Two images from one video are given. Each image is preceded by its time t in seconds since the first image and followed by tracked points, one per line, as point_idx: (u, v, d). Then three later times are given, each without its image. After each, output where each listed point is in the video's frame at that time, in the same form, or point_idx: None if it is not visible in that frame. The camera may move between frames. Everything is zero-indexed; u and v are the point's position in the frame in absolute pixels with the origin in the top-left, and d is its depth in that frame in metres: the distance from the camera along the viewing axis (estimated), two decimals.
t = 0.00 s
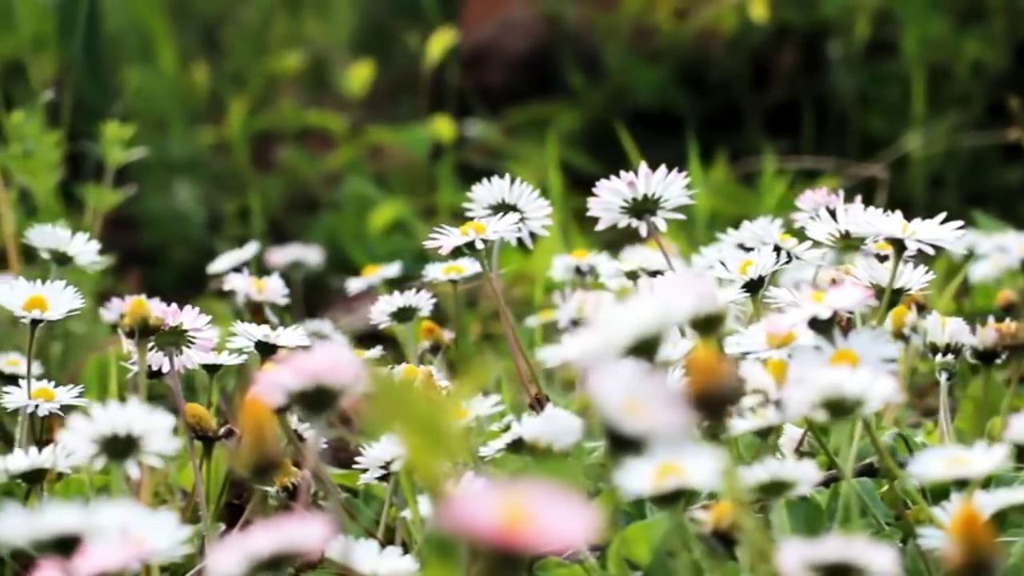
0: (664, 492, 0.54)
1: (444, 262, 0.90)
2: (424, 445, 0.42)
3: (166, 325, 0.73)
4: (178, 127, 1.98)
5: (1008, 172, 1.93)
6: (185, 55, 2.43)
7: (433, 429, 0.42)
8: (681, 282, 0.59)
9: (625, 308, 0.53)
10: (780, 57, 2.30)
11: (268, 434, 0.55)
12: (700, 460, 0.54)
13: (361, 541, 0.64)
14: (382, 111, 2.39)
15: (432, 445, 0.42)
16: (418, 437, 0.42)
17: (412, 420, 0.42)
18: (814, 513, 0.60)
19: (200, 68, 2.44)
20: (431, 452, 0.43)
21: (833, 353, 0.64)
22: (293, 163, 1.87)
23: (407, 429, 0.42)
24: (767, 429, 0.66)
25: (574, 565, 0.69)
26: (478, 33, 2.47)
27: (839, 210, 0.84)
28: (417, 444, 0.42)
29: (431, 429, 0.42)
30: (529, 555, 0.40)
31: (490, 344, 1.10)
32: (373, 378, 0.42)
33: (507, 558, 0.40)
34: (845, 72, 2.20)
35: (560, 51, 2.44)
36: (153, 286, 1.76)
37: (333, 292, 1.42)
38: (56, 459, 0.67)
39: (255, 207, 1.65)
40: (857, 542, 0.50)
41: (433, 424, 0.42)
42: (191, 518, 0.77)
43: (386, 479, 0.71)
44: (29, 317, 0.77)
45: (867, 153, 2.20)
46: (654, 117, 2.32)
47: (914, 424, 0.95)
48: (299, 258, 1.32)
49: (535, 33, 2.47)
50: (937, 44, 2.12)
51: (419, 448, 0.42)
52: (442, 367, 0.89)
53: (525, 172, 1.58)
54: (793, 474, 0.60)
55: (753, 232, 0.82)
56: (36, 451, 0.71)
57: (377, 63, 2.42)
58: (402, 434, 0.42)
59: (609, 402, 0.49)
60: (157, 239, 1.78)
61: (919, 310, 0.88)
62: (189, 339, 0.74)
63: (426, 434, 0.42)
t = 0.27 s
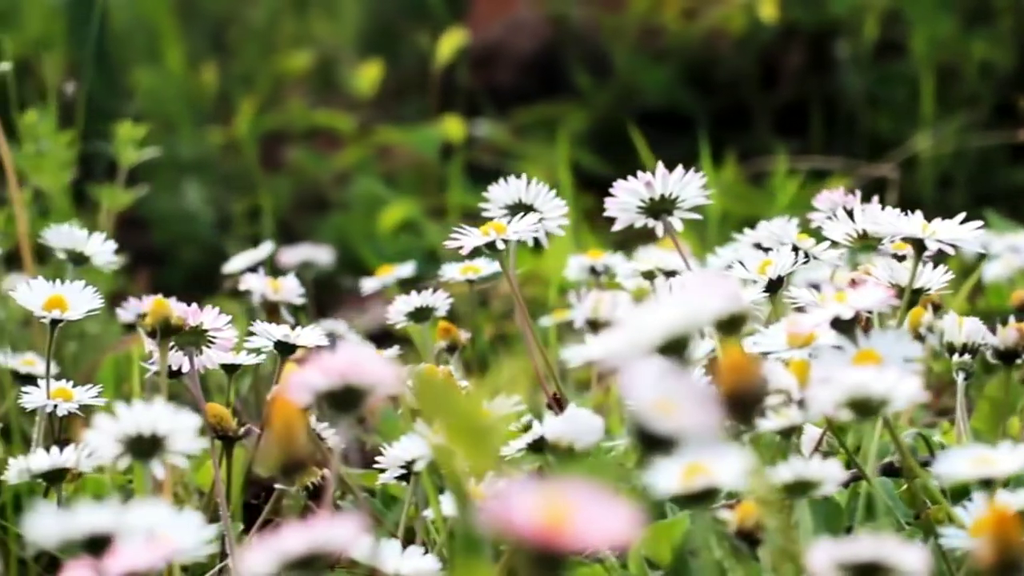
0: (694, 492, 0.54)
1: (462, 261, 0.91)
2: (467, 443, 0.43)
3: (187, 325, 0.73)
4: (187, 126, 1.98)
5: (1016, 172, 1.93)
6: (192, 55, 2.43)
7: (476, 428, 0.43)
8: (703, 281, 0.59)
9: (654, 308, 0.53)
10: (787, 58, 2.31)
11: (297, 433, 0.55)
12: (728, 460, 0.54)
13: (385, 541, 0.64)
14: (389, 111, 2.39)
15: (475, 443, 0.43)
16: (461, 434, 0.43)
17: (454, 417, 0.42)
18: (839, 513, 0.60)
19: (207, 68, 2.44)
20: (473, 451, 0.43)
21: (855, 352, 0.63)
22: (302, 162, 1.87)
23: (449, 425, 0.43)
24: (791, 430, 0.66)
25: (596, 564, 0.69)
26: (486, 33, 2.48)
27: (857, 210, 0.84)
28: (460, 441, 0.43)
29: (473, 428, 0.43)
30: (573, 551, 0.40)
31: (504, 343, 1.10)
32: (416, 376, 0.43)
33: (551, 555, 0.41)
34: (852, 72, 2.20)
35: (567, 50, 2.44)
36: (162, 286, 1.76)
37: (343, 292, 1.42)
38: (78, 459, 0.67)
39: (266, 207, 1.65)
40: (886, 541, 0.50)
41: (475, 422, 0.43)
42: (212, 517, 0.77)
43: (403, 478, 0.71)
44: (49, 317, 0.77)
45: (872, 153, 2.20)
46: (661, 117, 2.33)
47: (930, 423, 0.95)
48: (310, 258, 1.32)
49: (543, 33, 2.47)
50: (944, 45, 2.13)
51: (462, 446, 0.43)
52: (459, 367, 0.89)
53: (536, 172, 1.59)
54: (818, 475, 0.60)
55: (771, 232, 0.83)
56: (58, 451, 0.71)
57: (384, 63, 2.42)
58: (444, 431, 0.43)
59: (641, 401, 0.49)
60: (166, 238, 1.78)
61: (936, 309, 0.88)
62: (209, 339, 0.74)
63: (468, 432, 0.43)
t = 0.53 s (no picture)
0: (713, 491, 0.54)
1: (473, 262, 0.91)
2: (490, 441, 0.48)
3: (201, 325, 0.73)
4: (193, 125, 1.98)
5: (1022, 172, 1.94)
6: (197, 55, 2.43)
7: (500, 428, 0.48)
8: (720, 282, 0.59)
9: (674, 308, 0.53)
10: (793, 58, 2.31)
11: (315, 434, 0.55)
12: (747, 460, 0.54)
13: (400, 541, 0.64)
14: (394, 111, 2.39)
15: (498, 441, 0.48)
16: (485, 432, 0.48)
17: (476, 414, 0.48)
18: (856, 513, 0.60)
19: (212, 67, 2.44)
20: (496, 449, 0.48)
21: (870, 352, 0.63)
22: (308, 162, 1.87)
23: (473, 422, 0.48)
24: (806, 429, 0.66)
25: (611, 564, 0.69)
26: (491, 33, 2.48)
27: (868, 210, 0.84)
28: (484, 439, 0.48)
29: (495, 427, 0.48)
30: (597, 551, 0.40)
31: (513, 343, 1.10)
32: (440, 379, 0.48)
33: (575, 554, 0.41)
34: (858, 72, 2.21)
35: (572, 50, 2.45)
36: (169, 286, 1.76)
37: (350, 292, 1.42)
38: (93, 459, 0.67)
39: (273, 207, 1.65)
40: (905, 540, 0.50)
41: (497, 422, 0.48)
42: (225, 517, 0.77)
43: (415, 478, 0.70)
44: (62, 317, 0.77)
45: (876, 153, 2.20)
46: (666, 117, 2.33)
47: (941, 423, 0.95)
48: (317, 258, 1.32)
49: (548, 33, 2.48)
50: (949, 45, 2.13)
51: (486, 443, 0.48)
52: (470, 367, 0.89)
53: (543, 171, 1.59)
54: (835, 474, 0.60)
55: (783, 232, 0.83)
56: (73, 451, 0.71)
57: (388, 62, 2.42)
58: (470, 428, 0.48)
59: (661, 401, 0.49)
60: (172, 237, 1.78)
61: (946, 309, 0.89)
62: (223, 339, 0.74)
63: (490, 430, 0.48)
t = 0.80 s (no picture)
0: (735, 491, 0.54)
1: (486, 261, 0.91)
2: (525, 445, 0.46)
3: (216, 324, 0.73)
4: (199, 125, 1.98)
5: None
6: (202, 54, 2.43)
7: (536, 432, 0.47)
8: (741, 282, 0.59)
9: (699, 308, 0.53)
10: (799, 58, 2.32)
11: (341, 434, 0.54)
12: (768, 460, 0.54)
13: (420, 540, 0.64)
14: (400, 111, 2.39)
15: (533, 445, 0.46)
16: (521, 435, 0.46)
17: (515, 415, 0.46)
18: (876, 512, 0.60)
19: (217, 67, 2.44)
20: (528, 452, 0.46)
21: (889, 352, 0.63)
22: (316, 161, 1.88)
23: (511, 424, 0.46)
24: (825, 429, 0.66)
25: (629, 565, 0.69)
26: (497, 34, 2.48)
27: (881, 210, 0.84)
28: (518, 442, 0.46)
29: (532, 430, 0.47)
30: (627, 552, 0.40)
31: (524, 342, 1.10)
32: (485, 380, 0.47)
33: (606, 553, 0.41)
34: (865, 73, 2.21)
35: (578, 51, 2.45)
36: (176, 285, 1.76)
37: (358, 292, 1.42)
38: (111, 459, 0.68)
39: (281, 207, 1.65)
40: (931, 539, 0.50)
41: (535, 426, 0.47)
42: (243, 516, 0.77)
43: (431, 478, 0.70)
44: (77, 317, 0.77)
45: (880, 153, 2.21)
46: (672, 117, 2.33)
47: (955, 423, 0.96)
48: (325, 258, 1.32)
49: (554, 33, 2.48)
50: (955, 45, 2.14)
51: (520, 446, 0.46)
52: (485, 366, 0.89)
53: (552, 171, 1.59)
54: (855, 474, 0.60)
55: (797, 232, 0.83)
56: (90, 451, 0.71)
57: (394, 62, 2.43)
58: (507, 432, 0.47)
59: (688, 400, 0.49)
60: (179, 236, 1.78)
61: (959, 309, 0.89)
62: (238, 338, 0.74)
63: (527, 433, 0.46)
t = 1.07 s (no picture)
0: (759, 491, 0.54)
1: (501, 261, 0.91)
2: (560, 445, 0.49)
3: (234, 324, 0.73)
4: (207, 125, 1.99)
5: None
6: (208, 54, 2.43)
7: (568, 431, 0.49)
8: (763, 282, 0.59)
9: (724, 309, 0.53)
10: (805, 58, 2.32)
11: (366, 436, 0.54)
12: (791, 460, 0.54)
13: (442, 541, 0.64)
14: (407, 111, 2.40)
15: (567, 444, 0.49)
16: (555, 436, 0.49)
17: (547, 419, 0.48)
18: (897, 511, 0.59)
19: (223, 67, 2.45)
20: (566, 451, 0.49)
21: (910, 351, 0.63)
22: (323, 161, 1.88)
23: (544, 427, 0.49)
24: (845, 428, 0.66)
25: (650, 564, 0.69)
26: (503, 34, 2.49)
27: (896, 209, 0.84)
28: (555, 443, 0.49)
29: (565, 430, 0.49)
30: (661, 550, 0.40)
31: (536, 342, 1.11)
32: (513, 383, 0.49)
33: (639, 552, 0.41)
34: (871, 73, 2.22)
35: (584, 51, 2.45)
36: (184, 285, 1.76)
37: (367, 292, 1.42)
38: (131, 459, 0.67)
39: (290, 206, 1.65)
40: (955, 539, 0.50)
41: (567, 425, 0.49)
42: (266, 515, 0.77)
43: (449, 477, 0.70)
44: (94, 317, 0.77)
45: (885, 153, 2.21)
46: (677, 117, 2.33)
47: (969, 423, 0.96)
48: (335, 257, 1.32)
49: (560, 33, 2.48)
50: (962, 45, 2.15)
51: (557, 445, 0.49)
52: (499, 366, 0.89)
53: (561, 170, 1.60)
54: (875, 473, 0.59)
55: (812, 232, 0.83)
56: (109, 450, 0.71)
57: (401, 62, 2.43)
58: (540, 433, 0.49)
59: (717, 400, 0.49)
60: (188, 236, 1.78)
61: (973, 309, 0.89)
62: (255, 338, 0.74)
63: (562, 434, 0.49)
